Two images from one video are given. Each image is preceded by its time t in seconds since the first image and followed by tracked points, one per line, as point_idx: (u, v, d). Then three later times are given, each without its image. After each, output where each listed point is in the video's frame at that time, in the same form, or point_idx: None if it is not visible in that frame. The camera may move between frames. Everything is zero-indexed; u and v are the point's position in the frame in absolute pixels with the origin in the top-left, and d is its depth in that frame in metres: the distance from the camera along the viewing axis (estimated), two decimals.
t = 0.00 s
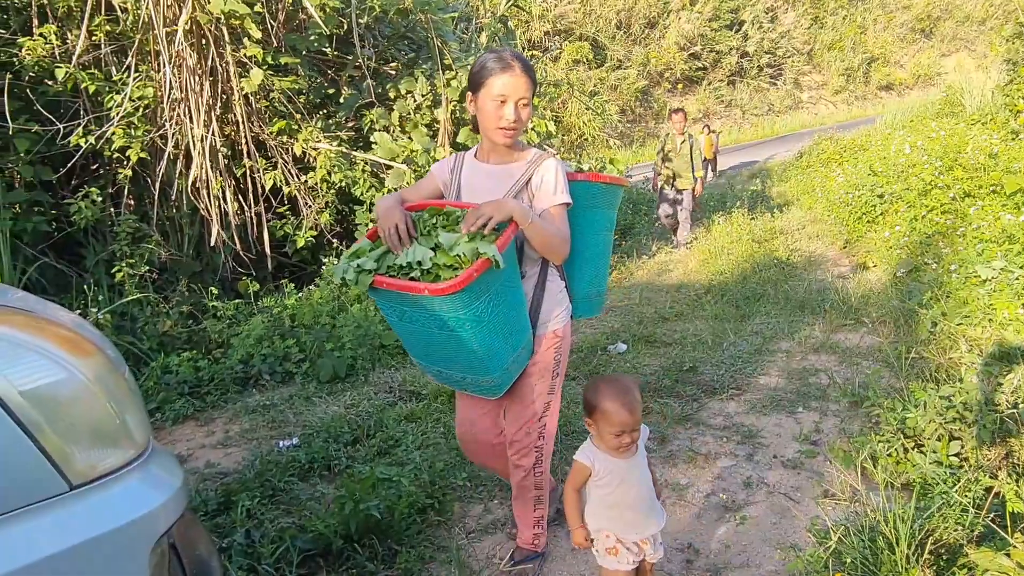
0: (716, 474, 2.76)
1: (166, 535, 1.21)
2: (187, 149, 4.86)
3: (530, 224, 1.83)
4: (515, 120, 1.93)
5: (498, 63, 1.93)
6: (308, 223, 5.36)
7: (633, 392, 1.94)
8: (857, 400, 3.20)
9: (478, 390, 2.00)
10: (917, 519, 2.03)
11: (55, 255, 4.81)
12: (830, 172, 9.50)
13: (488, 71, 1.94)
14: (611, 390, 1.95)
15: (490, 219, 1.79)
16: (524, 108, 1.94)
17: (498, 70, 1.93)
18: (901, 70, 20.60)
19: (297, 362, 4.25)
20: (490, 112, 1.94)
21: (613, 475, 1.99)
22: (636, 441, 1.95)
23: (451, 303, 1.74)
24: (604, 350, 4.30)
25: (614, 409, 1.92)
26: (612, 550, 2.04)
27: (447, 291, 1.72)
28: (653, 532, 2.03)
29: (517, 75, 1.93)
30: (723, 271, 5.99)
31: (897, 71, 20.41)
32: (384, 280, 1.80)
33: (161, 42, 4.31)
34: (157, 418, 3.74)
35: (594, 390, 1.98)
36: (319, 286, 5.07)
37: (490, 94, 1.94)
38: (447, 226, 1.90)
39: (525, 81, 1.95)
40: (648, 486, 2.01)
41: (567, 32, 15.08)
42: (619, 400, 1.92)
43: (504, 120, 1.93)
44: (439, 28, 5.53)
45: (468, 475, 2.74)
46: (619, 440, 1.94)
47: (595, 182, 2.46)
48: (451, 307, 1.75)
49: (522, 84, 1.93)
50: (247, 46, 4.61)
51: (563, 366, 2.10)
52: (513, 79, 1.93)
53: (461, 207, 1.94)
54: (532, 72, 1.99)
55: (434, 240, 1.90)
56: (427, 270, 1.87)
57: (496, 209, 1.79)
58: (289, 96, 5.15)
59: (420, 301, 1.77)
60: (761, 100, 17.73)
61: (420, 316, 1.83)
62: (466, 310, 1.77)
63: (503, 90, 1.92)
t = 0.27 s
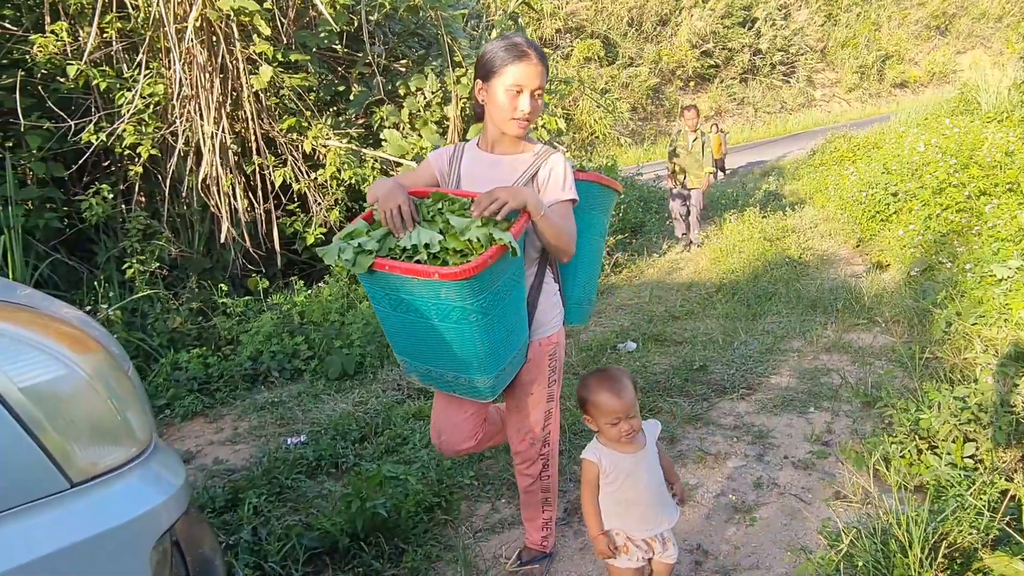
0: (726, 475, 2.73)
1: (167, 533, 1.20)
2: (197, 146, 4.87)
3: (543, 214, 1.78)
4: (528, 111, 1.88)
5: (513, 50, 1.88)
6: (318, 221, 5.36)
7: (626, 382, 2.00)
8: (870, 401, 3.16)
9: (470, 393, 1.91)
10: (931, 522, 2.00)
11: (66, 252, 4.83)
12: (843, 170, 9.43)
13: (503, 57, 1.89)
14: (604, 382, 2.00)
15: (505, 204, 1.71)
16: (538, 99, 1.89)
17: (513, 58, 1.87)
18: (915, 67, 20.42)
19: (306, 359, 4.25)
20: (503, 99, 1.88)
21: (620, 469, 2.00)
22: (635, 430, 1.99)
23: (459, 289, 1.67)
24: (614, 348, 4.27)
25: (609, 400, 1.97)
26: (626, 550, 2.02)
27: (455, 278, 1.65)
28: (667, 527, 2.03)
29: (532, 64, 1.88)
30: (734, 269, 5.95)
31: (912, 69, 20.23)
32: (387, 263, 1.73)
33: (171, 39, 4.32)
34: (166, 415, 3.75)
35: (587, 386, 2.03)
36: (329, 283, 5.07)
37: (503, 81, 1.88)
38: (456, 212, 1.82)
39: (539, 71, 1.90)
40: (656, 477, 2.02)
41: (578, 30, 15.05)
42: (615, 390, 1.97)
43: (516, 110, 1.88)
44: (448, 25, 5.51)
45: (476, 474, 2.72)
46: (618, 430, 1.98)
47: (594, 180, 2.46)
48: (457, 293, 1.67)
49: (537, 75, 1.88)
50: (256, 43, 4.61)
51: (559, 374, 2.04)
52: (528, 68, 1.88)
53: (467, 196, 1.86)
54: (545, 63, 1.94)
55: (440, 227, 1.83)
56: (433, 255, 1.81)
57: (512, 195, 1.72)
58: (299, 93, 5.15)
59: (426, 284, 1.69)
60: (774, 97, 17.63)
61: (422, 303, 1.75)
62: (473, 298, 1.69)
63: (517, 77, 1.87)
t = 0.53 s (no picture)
0: (738, 480, 2.69)
1: (168, 540, 1.19)
2: (208, 147, 4.87)
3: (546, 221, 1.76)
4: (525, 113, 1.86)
5: (510, 50, 1.85)
6: (328, 221, 5.36)
7: (643, 382, 1.99)
8: (884, 404, 3.11)
9: (464, 409, 1.79)
10: (948, 532, 1.96)
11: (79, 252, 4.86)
12: (858, 169, 9.33)
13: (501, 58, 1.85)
14: (621, 377, 2.00)
15: (512, 210, 1.68)
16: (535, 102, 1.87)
17: (511, 58, 1.84)
18: (933, 65, 20.20)
19: (315, 360, 4.25)
20: (501, 101, 1.85)
21: (617, 465, 2.03)
22: (642, 430, 1.99)
23: (468, 297, 1.56)
24: (625, 350, 4.24)
25: (620, 396, 1.97)
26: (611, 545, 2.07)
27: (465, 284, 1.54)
28: (658, 531, 2.04)
29: (530, 65, 1.85)
30: (747, 269, 5.90)
31: (929, 66, 20.01)
32: (388, 268, 1.61)
33: (181, 40, 4.32)
34: (176, 415, 3.76)
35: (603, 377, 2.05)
36: (338, 283, 5.07)
37: (501, 83, 1.85)
38: (456, 216, 1.74)
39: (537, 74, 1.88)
40: (653, 478, 2.03)
41: (591, 29, 15.01)
42: (626, 388, 1.97)
43: (514, 112, 1.85)
44: (459, 24, 5.49)
45: (484, 477, 2.70)
46: (625, 426, 1.99)
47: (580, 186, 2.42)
48: (466, 302, 1.56)
49: (535, 76, 1.85)
50: (265, 43, 4.60)
51: (551, 388, 1.99)
52: (527, 68, 1.85)
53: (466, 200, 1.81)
54: (542, 64, 1.92)
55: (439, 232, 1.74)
56: (437, 260, 1.69)
57: (518, 199, 1.69)
58: (310, 93, 5.14)
59: (432, 292, 1.57)
60: (788, 96, 17.50)
61: (422, 313, 1.63)
62: (482, 308, 1.59)
63: (516, 80, 1.84)
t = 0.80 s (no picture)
0: (749, 487, 2.64)
1: (161, 550, 1.17)
2: (218, 147, 4.87)
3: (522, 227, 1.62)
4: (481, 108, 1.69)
5: (460, 43, 1.71)
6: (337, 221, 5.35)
7: (633, 383, 1.95)
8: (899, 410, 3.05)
9: (444, 432, 1.68)
10: (964, 547, 1.91)
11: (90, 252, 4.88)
12: (874, 169, 9.23)
13: (447, 54, 1.71)
14: (610, 378, 1.96)
15: (488, 219, 1.54)
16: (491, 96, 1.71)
17: (459, 50, 1.70)
18: (951, 63, 19.96)
19: (324, 361, 4.23)
20: (452, 98, 1.70)
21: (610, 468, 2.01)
22: (633, 433, 1.96)
23: (446, 314, 1.45)
24: (635, 352, 4.19)
25: (611, 399, 1.93)
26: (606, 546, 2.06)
27: (443, 301, 1.43)
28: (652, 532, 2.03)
29: (481, 56, 1.70)
30: (760, 270, 5.84)
31: (947, 64, 19.79)
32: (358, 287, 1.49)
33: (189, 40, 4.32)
34: (184, 416, 3.75)
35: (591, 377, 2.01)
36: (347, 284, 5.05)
37: (450, 78, 1.70)
38: (424, 231, 1.61)
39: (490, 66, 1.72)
40: (647, 479, 2.01)
41: (604, 28, 14.96)
42: (615, 390, 1.93)
43: (467, 107, 1.69)
44: (469, 23, 5.46)
45: (490, 482, 2.67)
46: (617, 429, 1.95)
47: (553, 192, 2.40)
48: (443, 319, 1.45)
49: (487, 67, 1.70)
50: (274, 43, 4.59)
51: (535, 402, 1.90)
52: (478, 61, 1.70)
53: (434, 211, 1.68)
54: (498, 56, 1.77)
55: (408, 246, 1.61)
56: (410, 277, 1.58)
57: (492, 207, 1.55)
58: (320, 93, 5.13)
59: (408, 310, 1.46)
60: (804, 94, 17.36)
61: (397, 333, 1.52)
62: (461, 324, 1.48)
63: (464, 75, 1.69)
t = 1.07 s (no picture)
0: (759, 494, 2.59)
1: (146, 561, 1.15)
2: (228, 147, 4.87)
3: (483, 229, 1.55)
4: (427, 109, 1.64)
5: (398, 41, 1.66)
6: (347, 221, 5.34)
7: (648, 393, 1.93)
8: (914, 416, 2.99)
9: (411, 453, 1.60)
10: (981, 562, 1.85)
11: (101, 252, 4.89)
12: (891, 168, 9.11)
13: (386, 54, 1.66)
14: (624, 389, 1.94)
15: (443, 220, 1.46)
16: (437, 94, 1.65)
17: (398, 48, 1.64)
18: (970, 61, 19.70)
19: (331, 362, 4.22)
20: (395, 99, 1.65)
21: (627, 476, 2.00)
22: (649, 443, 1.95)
23: (402, 323, 1.37)
24: (645, 355, 4.14)
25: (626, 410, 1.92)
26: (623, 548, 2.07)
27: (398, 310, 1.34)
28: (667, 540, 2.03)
29: (421, 52, 1.64)
30: (773, 271, 5.77)
31: (967, 62, 19.52)
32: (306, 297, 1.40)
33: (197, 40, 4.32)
34: (191, 416, 3.75)
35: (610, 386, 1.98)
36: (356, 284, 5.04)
37: (392, 77, 1.65)
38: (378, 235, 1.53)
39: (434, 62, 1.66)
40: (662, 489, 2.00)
41: (618, 26, 14.89)
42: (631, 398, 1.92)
43: (412, 109, 1.64)
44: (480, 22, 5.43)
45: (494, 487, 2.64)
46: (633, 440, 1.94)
47: (517, 196, 2.46)
48: (401, 328, 1.37)
49: (429, 63, 1.64)
50: (281, 42, 4.56)
51: (507, 415, 1.81)
52: (418, 57, 1.64)
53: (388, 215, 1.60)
54: (444, 47, 1.69)
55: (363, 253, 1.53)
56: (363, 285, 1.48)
57: (450, 206, 1.48)
58: (330, 92, 5.10)
59: (362, 320, 1.37)
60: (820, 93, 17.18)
61: (352, 346, 1.43)
62: (420, 333, 1.40)
63: (404, 73, 1.63)
